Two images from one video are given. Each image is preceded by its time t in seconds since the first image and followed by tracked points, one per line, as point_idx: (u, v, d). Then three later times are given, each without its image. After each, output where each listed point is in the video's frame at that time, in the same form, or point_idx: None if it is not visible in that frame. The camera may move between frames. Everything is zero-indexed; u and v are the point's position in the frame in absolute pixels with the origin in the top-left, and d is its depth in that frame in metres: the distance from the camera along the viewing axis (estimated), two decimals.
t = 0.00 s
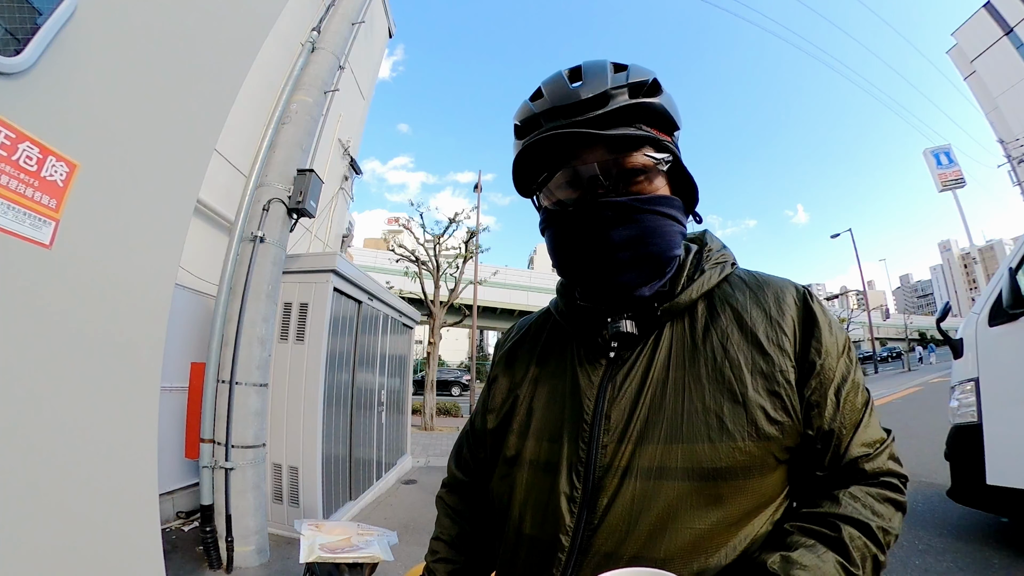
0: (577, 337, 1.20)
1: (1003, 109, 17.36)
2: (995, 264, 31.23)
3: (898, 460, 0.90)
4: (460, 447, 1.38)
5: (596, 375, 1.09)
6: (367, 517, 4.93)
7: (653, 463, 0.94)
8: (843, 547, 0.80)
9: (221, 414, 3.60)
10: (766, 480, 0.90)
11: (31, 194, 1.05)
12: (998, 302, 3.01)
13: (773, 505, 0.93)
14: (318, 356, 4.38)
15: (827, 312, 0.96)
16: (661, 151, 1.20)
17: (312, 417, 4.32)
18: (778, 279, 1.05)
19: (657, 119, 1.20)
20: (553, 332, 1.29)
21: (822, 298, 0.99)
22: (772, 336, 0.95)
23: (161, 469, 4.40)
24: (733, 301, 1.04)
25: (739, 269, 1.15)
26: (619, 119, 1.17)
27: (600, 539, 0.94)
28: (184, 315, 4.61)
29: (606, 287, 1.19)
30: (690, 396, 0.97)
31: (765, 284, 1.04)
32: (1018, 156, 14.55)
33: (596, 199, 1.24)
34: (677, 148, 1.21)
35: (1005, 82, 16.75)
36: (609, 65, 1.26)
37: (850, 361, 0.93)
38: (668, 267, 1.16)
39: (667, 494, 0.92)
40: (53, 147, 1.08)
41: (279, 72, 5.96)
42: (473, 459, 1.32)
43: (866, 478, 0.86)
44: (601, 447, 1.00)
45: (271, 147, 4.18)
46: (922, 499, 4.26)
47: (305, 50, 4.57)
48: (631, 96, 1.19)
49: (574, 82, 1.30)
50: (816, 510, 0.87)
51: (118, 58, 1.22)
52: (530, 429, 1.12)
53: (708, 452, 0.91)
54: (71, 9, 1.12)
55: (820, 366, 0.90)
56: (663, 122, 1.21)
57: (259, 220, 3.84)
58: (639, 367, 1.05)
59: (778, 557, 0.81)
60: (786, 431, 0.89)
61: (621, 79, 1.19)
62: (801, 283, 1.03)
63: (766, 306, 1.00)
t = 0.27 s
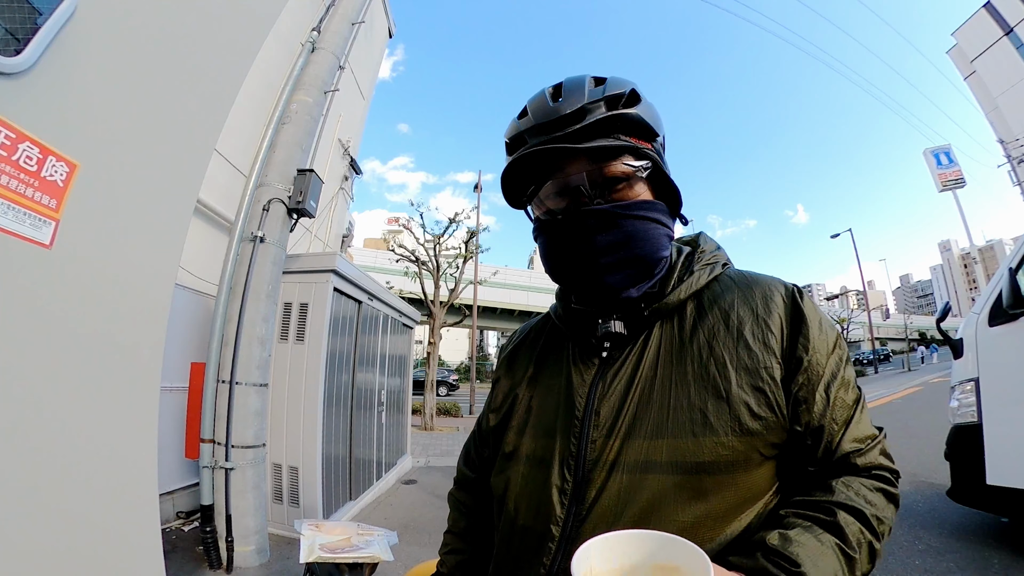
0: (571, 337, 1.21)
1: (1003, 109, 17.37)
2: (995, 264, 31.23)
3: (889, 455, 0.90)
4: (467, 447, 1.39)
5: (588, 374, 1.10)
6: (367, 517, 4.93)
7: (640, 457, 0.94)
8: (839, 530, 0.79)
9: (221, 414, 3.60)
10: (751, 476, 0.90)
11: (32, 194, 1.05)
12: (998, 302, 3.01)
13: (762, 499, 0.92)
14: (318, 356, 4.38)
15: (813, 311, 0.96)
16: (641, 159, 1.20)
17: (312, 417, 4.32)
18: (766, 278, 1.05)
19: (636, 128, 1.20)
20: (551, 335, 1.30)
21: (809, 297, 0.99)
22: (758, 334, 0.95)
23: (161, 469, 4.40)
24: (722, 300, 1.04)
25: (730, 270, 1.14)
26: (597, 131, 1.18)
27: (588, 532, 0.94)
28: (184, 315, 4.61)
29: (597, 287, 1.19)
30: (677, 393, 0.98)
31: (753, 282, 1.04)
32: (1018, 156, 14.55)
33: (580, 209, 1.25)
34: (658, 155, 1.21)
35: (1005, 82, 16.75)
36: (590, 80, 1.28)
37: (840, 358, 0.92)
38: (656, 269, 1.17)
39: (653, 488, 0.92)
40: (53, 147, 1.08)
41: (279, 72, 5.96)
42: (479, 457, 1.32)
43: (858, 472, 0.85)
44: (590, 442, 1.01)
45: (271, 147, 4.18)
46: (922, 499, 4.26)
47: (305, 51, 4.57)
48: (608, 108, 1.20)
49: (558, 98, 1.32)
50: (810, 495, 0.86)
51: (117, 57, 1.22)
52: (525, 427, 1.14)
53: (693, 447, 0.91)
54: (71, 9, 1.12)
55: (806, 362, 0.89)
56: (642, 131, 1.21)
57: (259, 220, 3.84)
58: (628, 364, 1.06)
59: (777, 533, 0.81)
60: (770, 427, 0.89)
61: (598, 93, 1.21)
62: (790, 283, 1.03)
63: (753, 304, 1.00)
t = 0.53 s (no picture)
0: (569, 338, 1.23)
1: (1003, 109, 17.36)
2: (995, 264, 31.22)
3: (884, 451, 0.89)
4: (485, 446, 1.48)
5: (582, 373, 1.13)
6: (368, 517, 4.93)
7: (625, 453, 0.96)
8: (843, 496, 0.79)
9: (221, 414, 3.60)
10: (735, 472, 0.90)
11: (32, 194, 1.05)
12: (998, 302, 3.01)
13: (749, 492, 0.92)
14: (318, 356, 4.38)
15: (802, 310, 0.95)
16: (626, 166, 1.19)
17: (312, 417, 4.33)
18: (758, 278, 1.04)
19: (620, 136, 1.18)
20: (553, 337, 1.34)
21: (799, 297, 0.98)
22: (746, 332, 0.95)
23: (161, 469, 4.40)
24: (712, 300, 1.03)
25: (725, 271, 1.13)
26: (581, 142, 1.18)
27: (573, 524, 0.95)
28: (184, 315, 4.61)
29: (590, 289, 1.21)
30: (664, 390, 0.98)
31: (745, 282, 1.03)
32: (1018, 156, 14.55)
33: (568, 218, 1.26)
34: (645, 162, 1.20)
35: (1005, 82, 16.75)
36: (576, 91, 1.28)
37: (831, 357, 0.91)
38: (647, 271, 1.18)
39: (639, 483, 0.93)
40: (53, 147, 1.08)
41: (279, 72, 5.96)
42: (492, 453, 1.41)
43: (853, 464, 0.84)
44: (580, 437, 1.02)
45: (271, 147, 4.18)
46: (923, 499, 4.27)
47: (305, 51, 4.57)
48: (592, 119, 1.19)
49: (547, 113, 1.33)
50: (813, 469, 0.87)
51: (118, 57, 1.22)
52: (525, 425, 1.17)
53: (678, 443, 0.92)
54: (71, 9, 1.13)
55: (793, 360, 0.89)
56: (627, 138, 1.19)
57: (259, 221, 3.84)
58: (619, 363, 1.07)
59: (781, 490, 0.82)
60: (754, 424, 0.89)
61: (582, 104, 1.20)
62: (782, 282, 1.02)
63: (743, 303, 0.99)
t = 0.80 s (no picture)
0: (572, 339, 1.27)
1: (1003, 109, 17.36)
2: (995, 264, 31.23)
3: (882, 462, 0.88)
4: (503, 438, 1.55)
5: (580, 372, 1.18)
6: (368, 517, 4.93)
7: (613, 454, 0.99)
8: (827, 516, 0.78)
9: (221, 414, 3.60)
10: (723, 477, 0.91)
11: (32, 195, 1.05)
12: (998, 302, 3.01)
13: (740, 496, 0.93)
14: (318, 356, 4.38)
15: (799, 314, 0.93)
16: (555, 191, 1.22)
17: (312, 417, 4.32)
18: (756, 280, 1.02)
19: (547, 164, 1.22)
20: (561, 336, 1.41)
21: (797, 300, 0.96)
22: (737, 337, 0.95)
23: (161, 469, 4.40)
24: (706, 303, 1.03)
25: (726, 271, 1.12)
26: (517, 182, 1.28)
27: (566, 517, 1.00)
28: (184, 315, 4.61)
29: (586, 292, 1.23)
30: (654, 392, 1.00)
31: (741, 285, 1.02)
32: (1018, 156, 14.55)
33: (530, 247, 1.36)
34: (570, 185, 1.20)
35: (1005, 82, 16.75)
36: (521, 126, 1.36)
37: (827, 363, 0.90)
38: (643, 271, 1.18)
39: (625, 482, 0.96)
40: (53, 147, 1.08)
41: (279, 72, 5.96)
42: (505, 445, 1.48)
43: (846, 475, 0.84)
44: (575, 434, 1.07)
45: (271, 147, 4.17)
46: (923, 499, 4.27)
47: (305, 51, 4.57)
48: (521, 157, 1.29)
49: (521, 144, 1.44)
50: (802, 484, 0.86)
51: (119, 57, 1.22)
52: (531, 420, 1.25)
53: (663, 445, 0.94)
54: (71, 9, 1.12)
55: (784, 367, 0.88)
56: (553, 164, 1.22)
57: (259, 220, 3.84)
58: (614, 364, 1.10)
59: (760, 504, 0.81)
60: (739, 430, 0.89)
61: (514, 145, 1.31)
62: (783, 284, 1.00)
63: (736, 306, 0.99)
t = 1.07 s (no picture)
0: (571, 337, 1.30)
1: (1003, 109, 17.37)
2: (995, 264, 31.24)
3: (878, 468, 0.84)
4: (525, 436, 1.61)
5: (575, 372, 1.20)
6: (368, 517, 4.93)
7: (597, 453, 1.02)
8: (795, 539, 0.77)
9: (221, 414, 3.60)
10: (703, 479, 0.91)
11: (32, 194, 1.05)
12: (998, 302, 3.01)
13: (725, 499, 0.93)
14: (318, 356, 4.38)
15: (785, 314, 0.90)
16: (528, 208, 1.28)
17: (312, 417, 4.32)
18: (745, 278, 1.00)
19: (518, 182, 1.30)
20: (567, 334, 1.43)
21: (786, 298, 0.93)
22: (718, 339, 0.95)
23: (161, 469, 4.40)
24: (690, 303, 1.03)
25: (720, 265, 1.09)
26: (496, 204, 1.36)
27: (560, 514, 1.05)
28: (184, 315, 4.61)
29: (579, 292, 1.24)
30: (636, 394, 1.01)
31: (728, 285, 1.00)
32: (1018, 156, 14.55)
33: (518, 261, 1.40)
34: (540, 200, 1.24)
35: (1005, 82, 16.75)
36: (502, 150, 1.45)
37: (813, 366, 0.87)
38: (637, 267, 1.17)
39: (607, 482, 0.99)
40: (53, 147, 1.08)
41: (279, 72, 5.96)
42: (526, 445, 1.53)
43: (834, 485, 0.82)
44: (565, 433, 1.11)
45: (271, 147, 4.17)
46: (923, 499, 4.27)
47: (305, 50, 4.57)
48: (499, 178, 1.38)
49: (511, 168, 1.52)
50: (780, 503, 0.84)
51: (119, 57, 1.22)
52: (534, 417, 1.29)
53: (643, 446, 0.95)
54: (71, 9, 1.12)
55: (764, 372, 0.87)
56: (523, 179, 1.29)
57: (259, 220, 3.84)
58: (603, 365, 1.12)
59: (717, 531, 0.80)
60: (716, 433, 0.90)
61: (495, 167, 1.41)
62: (777, 282, 0.97)
63: (721, 308, 0.98)
